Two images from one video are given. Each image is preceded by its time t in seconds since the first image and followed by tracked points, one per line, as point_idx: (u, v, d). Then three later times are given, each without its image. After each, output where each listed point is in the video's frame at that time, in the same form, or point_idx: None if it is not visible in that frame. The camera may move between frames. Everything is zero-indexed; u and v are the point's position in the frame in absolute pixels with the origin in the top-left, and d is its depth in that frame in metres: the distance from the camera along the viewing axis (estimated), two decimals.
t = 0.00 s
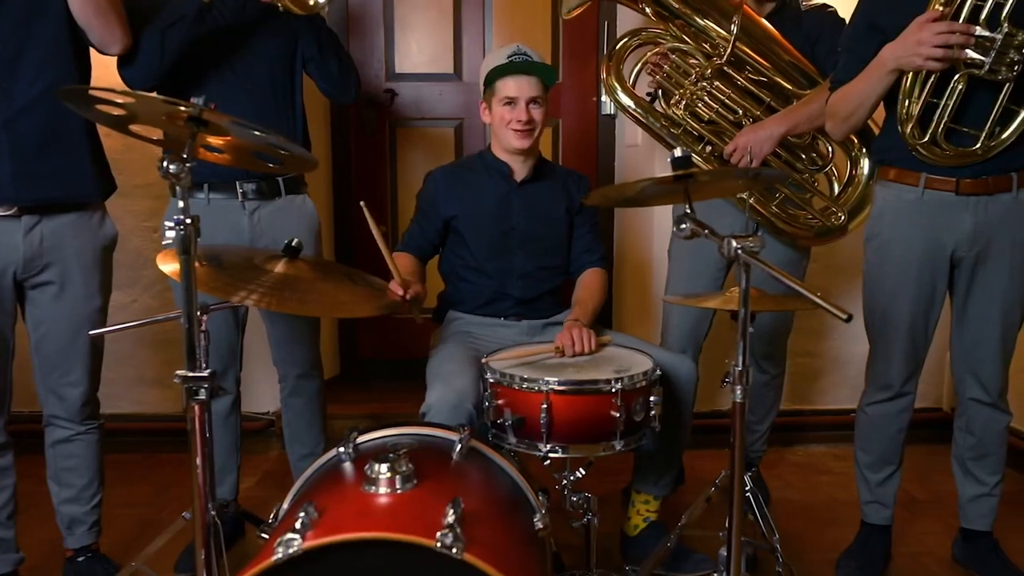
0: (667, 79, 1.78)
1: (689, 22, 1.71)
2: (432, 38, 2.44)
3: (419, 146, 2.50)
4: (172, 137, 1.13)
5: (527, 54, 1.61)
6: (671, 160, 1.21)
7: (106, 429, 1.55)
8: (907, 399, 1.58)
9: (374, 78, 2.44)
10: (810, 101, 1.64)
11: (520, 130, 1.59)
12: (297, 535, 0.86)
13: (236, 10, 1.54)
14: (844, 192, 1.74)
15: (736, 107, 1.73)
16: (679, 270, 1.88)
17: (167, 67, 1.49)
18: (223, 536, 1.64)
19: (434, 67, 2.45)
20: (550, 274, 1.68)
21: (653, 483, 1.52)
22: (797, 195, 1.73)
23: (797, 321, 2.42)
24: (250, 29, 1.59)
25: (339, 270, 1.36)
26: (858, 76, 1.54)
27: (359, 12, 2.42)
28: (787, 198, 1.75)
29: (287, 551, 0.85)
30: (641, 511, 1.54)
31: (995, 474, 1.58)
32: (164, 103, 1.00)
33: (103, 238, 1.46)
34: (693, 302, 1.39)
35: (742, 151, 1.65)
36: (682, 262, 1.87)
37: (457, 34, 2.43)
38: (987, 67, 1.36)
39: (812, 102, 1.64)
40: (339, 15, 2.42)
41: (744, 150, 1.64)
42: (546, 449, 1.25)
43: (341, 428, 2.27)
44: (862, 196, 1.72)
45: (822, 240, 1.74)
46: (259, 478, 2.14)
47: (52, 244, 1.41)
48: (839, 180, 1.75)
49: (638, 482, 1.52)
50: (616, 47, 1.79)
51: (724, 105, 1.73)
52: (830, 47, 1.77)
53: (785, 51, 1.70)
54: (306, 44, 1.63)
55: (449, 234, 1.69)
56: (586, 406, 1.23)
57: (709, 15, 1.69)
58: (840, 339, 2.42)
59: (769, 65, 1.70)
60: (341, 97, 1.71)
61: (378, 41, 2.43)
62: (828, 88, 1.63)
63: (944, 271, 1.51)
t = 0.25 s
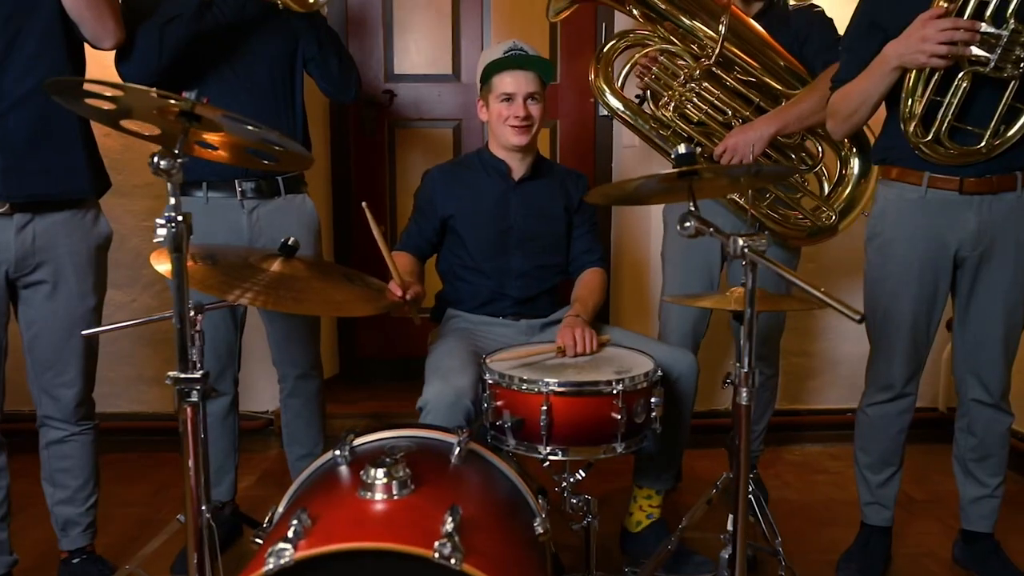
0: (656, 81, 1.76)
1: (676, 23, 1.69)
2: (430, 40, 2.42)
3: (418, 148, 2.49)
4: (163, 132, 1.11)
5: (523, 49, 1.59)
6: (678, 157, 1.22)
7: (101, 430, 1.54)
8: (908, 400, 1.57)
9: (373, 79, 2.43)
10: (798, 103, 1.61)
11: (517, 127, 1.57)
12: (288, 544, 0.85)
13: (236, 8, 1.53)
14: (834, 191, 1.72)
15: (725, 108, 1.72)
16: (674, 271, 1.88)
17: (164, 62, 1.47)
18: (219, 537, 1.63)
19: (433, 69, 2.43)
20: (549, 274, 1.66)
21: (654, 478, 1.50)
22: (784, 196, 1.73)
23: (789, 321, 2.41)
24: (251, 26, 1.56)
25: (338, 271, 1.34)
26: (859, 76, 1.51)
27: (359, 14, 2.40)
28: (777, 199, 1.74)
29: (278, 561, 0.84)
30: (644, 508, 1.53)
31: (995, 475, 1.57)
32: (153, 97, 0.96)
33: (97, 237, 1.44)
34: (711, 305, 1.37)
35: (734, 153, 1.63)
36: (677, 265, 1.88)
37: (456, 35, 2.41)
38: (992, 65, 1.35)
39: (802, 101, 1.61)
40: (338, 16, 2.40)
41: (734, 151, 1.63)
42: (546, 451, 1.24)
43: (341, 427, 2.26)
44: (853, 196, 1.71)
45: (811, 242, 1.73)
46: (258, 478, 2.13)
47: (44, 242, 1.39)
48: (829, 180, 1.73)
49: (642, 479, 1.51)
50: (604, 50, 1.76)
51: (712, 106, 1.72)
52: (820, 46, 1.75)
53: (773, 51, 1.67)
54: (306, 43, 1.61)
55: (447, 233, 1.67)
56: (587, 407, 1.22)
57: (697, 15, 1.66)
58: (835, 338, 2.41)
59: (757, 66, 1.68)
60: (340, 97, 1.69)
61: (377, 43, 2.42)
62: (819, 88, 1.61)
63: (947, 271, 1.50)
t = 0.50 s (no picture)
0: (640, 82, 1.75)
1: (657, 24, 1.69)
2: (430, 43, 2.42)
3: (417, 151, 2.48)
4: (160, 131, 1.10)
5: (525, 52, 1.57)
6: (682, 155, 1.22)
7: (100, 431, 1.53)
8: (908, 400, 1.57)
9: (374, 82, 2.42)
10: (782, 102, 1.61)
11: (518, 130, 1.56)
12: (285, 554, 0.83)
13: (240, 8, 1.53)
14: (817, 191, 1.72)
15: (711, 109, 1.73)
16: (661, 272, 1.93)
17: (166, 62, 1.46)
18: (220, 538, 1.62)
19: (434, 71, 2.43)
20: (549, 274, 1.66)
21: (654, 479, 1.50)
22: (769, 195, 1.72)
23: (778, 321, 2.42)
24: (254, 26, 1.56)
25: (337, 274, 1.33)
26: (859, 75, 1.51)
27: (359, 17, 2.40)
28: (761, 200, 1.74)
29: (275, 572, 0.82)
30: (644, 509, 1.53)
31: (996, 475, 1.57)
32: (151, 95, 0.96)
33: (96, 237, 1.44)
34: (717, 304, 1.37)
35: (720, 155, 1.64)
36: (660, 265, 1.93)
37: (455, 37, 2.41)
38: (994, 63, 1.35)
39: (786, 101, 1.61)
40: (339, 20, 2.39)
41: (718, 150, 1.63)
42: (548, 453, 1.24)
43: (342, 426, 2.26)
44: (837, 195, 1.69)
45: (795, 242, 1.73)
46: (260, 477, 2.13)
47: (43, 243, 1.39)
48: (811, 179, 1.72)
49: (644, 480, 1.51)
50: (586, 51, 1.75)
51: (698, 106, 1.74)
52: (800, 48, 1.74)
53: (754, 50, 1.68)
54: (309, 44, 1.61)
55: (448, 234, 1.67)
56: (589, 409, 1.21)
57: (678, 16, 1.66)
58: (829, 338, 2.43)
59: (740, 66, 1.69)
60: (343, 97, 1.69)
61: (378, 46, 2.41)
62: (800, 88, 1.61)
63: (948, 271, 1.50)
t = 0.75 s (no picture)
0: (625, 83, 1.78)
1: (639, 26, 1.66)
2: (429, 47, 2.42)
3: (417, 150, 2.48)
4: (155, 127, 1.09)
5: (528, 50, 1.57)
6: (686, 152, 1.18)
7: (99, 431, 1.53)
8: (908, 401, 1.57)
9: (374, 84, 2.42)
10: (768, 104, 1.57)
11: (521, 129, 1.55)
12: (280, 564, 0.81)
13: (244, 9, 1.51)
14: (797, 192, 1.71)
15: (696, 111, 1.74)
16: (649, 271, 1.92)
17: (167, 60, 1.45)
18: (220, 538, 1.62)
19: (433, 74, 2.43)
20: (550, 274, 1.66)
21: (654, 481, 1.50)
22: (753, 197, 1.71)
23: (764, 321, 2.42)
24: (258, 27, 1.55)
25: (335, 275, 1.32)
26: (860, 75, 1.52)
27: (360, 20, 2.40)
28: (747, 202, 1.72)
29: None
30: (643, 510, 1.52)
31: (996, 476, 1.57)
32: (144, 91, 0.95)
33: (94, 237, 1.43)
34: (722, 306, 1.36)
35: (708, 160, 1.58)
36: (651, 266, 1.92)
37: (455, 40, 2.41)
38: (998, 62, 1.35)
39: (771, 104, 1.57)
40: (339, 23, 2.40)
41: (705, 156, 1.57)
42: (549, 455, 1.23)
43: (343, 425, 2.26)
44: (818, 195, 1.69)
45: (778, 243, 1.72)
46: (260, 475, 2.12)
47: (40, 243, 1.38)
48: (792, 181, 1.71)
49: (642, 481, 1.50)
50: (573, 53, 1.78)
51: (684, 108, 1.75)
52: (780, 49, 1.73)
53: (735, 53, 1.66)
54: (311, 44, 1.60)
55: (448, 234, 1.66)
56: (590, 411, 1.21)
57: (659, 19, 1.64)
58: (822, 336, 2.43)
59: (722, 69, 1.67)
60: (346, 98, 1.67)
61: (377, 48, 2.41)
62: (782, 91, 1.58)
63: (949, 271, 1.49)
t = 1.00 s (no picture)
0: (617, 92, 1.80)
1: (627, 33, 1.70)
2: (429, 51, 2.44)
3: (417, 152, 2.51)
4: (153, 126, 1.07)
5: (533, 52, 1.58)
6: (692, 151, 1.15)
7: (101, 431, 1.53)
8: (910, 401, 1.57)
9: (375, 88, 2.46)
10: (758, 108, 1.64)
11: (527, 130, 1.55)
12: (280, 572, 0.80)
13: (248, 11, 1.52)
14: (789, 191, 1.79)
15: (690, 117, 1.76)
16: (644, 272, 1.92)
17: (171, 59, 1.45)
18: (222, 539, 1.62)
19: (433, 77, 2.46)
20: (551, 274, 1.65)
21: (653, 485, 1.50)
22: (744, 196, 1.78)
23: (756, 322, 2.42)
24: (260, 29, 1.55)
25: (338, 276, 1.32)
26: (861, 76, 1.53)
27: (361, 25, 2.43)
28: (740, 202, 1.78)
29: None
30: (644, 511, 1.52)
31: (997, 476, 1.57)
32: (143, 90, 0.94)
33: (96, 237, 1.43)
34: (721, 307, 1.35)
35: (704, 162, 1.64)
36: (646, 266, 1.92)
37: (455, 44, 2.44)
38: (1003, 61, 1.34)
39: (761, 109, 1.64)
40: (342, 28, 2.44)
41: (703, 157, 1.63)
42: (552, 457, 1.23)
43: (345, 424, 2.26)
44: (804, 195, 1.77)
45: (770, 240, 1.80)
46: (262, 474, 2.12)
47: (41, 243, 1.37)
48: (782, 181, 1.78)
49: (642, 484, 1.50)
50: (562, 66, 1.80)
51: (678, 114, 1.76)
52: (767, 54, 1.79)
53: (722, 58, 1.71)
54: (313, 46, 1.60)
55: (449, 234, 1.66)
56: (594, 410, 1.21)
57: (648, 28, 1.68)
58: (820, 335, 2.43)
59: (710, 74, 1.73)
60: (349, 101, 1.66)
61: (379, 53, 2.44)
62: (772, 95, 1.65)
63: (951, 271, 1.49)
